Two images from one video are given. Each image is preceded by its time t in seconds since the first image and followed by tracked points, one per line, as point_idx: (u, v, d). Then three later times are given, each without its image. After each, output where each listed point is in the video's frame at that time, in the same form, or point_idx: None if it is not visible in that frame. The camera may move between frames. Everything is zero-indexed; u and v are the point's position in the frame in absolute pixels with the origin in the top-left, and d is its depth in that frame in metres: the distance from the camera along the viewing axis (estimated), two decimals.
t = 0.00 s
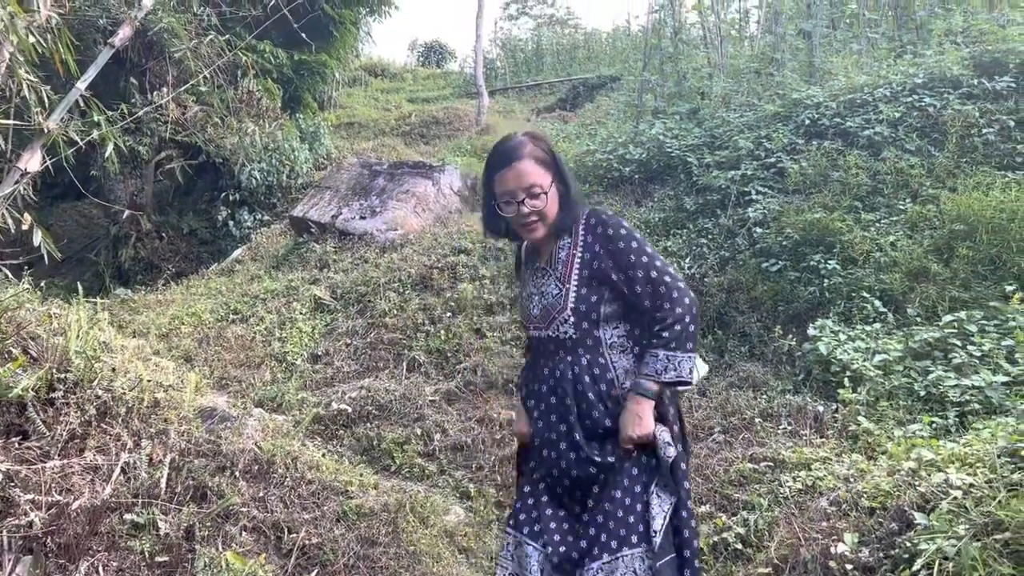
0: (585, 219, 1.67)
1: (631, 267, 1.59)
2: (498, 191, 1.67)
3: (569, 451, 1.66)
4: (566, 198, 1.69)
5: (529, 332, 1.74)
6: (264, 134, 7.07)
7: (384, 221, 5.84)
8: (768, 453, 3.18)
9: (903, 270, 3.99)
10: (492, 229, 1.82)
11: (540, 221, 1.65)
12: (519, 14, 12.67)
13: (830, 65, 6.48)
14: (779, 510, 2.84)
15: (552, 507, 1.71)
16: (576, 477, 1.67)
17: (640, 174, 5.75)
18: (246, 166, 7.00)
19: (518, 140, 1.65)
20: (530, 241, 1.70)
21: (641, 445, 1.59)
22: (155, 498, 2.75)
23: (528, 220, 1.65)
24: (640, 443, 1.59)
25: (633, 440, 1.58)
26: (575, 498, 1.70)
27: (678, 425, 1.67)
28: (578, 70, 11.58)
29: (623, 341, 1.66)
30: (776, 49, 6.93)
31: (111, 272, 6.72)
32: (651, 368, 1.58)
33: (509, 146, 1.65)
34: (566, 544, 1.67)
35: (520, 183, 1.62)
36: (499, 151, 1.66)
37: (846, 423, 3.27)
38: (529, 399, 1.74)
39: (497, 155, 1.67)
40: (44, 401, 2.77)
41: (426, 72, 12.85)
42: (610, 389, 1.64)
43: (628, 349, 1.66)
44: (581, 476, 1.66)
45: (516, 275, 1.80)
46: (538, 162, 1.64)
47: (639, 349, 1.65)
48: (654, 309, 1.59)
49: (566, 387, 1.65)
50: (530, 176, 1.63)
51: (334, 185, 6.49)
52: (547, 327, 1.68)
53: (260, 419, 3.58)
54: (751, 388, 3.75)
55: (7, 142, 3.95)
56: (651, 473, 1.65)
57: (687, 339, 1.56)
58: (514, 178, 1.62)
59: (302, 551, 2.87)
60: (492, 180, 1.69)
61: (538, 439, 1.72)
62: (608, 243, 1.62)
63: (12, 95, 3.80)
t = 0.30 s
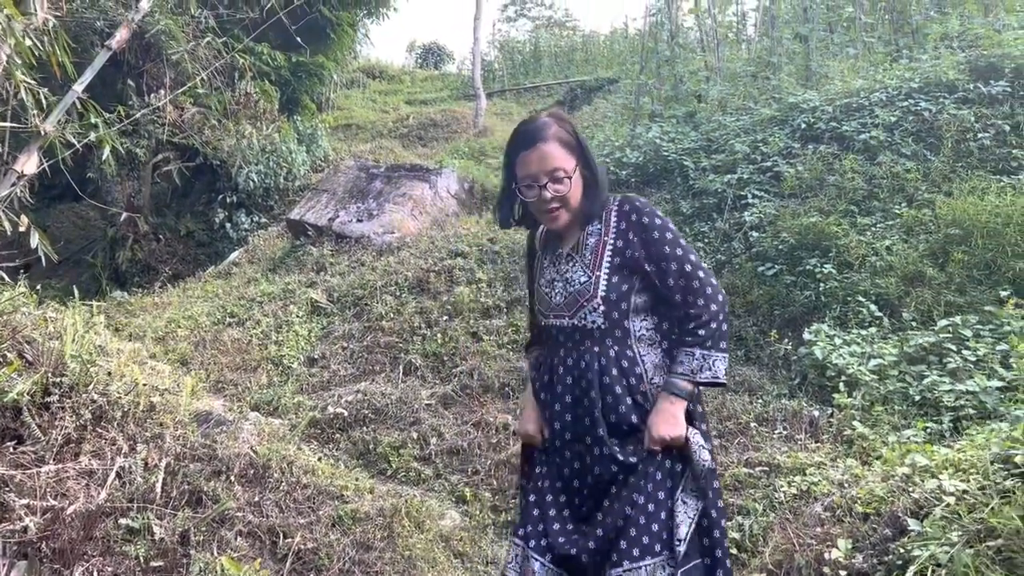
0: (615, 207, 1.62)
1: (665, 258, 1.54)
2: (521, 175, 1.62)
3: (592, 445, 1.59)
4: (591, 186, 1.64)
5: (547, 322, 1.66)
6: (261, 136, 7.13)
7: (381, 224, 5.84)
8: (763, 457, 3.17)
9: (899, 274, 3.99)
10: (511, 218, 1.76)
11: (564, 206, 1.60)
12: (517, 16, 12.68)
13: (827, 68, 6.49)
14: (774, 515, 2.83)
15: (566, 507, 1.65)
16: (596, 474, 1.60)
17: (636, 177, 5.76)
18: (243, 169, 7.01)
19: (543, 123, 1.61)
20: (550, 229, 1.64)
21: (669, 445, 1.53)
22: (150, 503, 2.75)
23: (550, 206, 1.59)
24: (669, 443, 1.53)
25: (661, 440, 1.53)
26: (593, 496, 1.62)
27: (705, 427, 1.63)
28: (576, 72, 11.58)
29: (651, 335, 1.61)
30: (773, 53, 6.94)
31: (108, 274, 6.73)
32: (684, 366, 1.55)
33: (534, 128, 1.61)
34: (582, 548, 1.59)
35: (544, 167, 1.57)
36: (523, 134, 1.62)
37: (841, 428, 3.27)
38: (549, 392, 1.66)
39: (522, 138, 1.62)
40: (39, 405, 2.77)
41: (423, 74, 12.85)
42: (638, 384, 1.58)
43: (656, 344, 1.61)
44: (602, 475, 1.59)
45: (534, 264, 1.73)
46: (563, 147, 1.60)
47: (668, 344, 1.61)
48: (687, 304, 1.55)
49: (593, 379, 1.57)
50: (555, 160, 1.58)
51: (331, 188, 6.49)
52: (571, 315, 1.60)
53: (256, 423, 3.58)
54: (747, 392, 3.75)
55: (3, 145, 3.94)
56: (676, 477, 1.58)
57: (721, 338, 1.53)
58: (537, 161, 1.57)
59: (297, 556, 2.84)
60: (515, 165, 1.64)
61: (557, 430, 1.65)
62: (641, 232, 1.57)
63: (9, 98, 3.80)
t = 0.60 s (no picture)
0: (633, 204, 1.64)
1: (685, 261, 1.55)
2: (537, 168, 1.64)
3: (606, 449, 1.58)
4: (607, 181, 1.66)
5: (559, 321, 1.67)
6: (260, 137, 7.12)
7: (380, 225, 5.85)
8: (760, 460, 3.17)
9: (897, 277, 3.99)
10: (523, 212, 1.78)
11: (580, 201, 1.62)
12: (517, 16, 12.66)
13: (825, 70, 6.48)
14: (770, 518, 2.82)
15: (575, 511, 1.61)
16: (607, 480, 1.58)
17: (635, 179, 5.76)
18: (241, 170, 6.96)
19: (561, 117, 1.64)
20: (566, 225, 1.66)
21: (688, 456, 1.52)
22: (147, 505, 2.75)
23: (567, 200, 1.61)
24: (688, 455, 1.52)
25: (680, 451, 1.52)
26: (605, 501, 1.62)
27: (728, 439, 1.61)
28: (575, 73, 11.56)
29: (668, 339, 1.62)
30: (771, 55, 6.93)
31: (107, 274, 6.73)
32: (705, 375, 1.54)
33: (550, 122, 1.64)
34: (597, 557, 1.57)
35: (560, 160, 1.59)
36: (539, 127, 1.64)
37: (838, 431, 3.28)
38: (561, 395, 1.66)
39: (537, 132, 1.64)
40: (37, 408, 2.79)
41: (423, 75, 12.84)
42: (655, 388, 1.58)
43: (673, 349, 1.62)
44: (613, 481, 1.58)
45: (547, 261, 1.75)
46: (579, 141, 1.62)
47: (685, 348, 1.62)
48: (707, 311, 1.55)
49: (607, 382, 1.58)
50: (572, 153, 1.61)
51: (330, 189, 6.49)
52: (584, 315, 1.61)
53: (253, 425, 3.58)
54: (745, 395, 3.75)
55: (2, 146, 3.94)
56: (693, 494, 1.56)
57: (743, 347, 1.54)
58: (554, 155, 1.60)
59: (294, 559, 2.83)
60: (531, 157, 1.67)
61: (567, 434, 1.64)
62: (661, 234, 1.59)
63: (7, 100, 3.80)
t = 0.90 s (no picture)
0: (638, 221, 1.59)
1: (691, 281, 1.52)
2: (537, 181, 1.59)
3: (600, 471, 1.50)
4: (609, 196, 1.61)
5: (554, 337, 1.60)
6: (262, 136, 7.12)
7: (381, 224, 5.85)
8: (760, 461, 3.17)
9: (898, 278, 3.98)
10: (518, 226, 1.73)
11: (581, 216, 1.56)
12: (518, 15, 12.67)
13: (827, 70, 6.47)
14: (771, 519, 2.82)
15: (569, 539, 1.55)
16: (602, 504, 1.49)
17: (636, 179, 5.76)
18: (243, 169, 6.98)
19: (563, 129, 1.58)
20: (565, 240, 1.61)
21: (688, 474, 1.46)
22: (148, 505, 2.77)
23: (569, 214, 1.56)
24: (689, 472, 1.47)
25: (681, 468, 1.46)
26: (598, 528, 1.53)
27: (727, 461, 1.57)
28: (576, 72, 11.55)
29: (667, 358, 1.57)
30: (773, 55, 6.91)
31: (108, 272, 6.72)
32: (709, 395, 1.51)
33: (553, 133, 1.58)
34: None
35: (562, 174, 1.54)
36: (541, 139, 1.59)
37: (839, 432, 3.27)
38: (555, 414, 1.59)
39: (539, 143, 1.59)
40: (38, 407, 2.78)
41: (425, 73, 12.84)
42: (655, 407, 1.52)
43: (672, 368, 1.57)
44: (607, 504, 1.49)
45: (540, 275, 1.69)
46: (582, 155, 1.57)
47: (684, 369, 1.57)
48: (711, 332, 1.52)
49: (604, 401, 1.51)
50: (575, 166, 1.55)
51: (331, 188, 6.49)
52: (581, 332, 1.55)
53: (255, 425, 3.59)
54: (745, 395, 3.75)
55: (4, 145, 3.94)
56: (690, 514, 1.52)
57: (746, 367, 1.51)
58: (556, 168, 1.55)
59: (295, 559, 2.83)
60: (531, 170, 1.61)
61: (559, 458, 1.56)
62: (666, 253, 1.54)
63: (9, 99, 3.80)
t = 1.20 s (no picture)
0: (582, 233, 1.56)
1: (641, 288, 1.48)
2: (479, 205, 1.56)
3: (568, 499, 1.47)
4: (555, 213, 1.57)
5: (519, 363, 1.58)
6: (264, 132, 7.12)
7: (383, 222, 5.85)
8: (761, 461, 3.17)
9: (901, 277, 3.98)
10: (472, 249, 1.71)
11: (524, 237, 1.54)
12: (521, 11, 12.65)
13: (831, 69, 6.46)
14: (771, 518, 2.82)
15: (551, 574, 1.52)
16: (571, 533, 1.47)
17: (639, 177, 5.76)
18: (246, 165, 7.00)
19: (500, 150, 1.55)
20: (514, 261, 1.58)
21: (659, 495, 1.41)
22: (151, 501, 2.79)
23: (512, 236, 1.53)
24: (659, 493, 1.42)
25: (649, 489, 1.41)
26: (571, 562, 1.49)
27: (703, 477, 1.50)
28: (579, 69, 11.54)
29: (635, 372, 1.53)
30: (776, 53, 6.89)
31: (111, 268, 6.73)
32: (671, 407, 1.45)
33: (491, 155, 1.55)
34: None
35: (501, 196, 1.51)
36: (480, 161, 1.56)
37: (840, 431, 3.27)
38: (524, 442, 1.57)
39: (477, 165, 1.56)
40: (41, 403, 2.77)
41: (427, 70, 12.84)
42: (623, 426, 1.48)
43: (640, 383, 1.53)
44: (576, 534, 1.46)
45: (504, 299, 1.67)
46: (521, 175, 1.54)
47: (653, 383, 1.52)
48: (668, 341, 1.46)
49: (570, 423, 1.48)
50: (514, 187, 1.52)
51: (334, 185, 6.50)
52: (543, 353, 1.53)
53: (257, 422, 3.59)
54: (747, 394, 3.75)
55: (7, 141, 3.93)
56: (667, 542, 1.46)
57: (710, 373, 1.44)
58: (494, 191, 1.52)
59: (296, 556, 2.84)
60: (471, 193, 1.58)
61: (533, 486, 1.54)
62: (615, 262, 1.51)
63: (12, 95, 3.79)
